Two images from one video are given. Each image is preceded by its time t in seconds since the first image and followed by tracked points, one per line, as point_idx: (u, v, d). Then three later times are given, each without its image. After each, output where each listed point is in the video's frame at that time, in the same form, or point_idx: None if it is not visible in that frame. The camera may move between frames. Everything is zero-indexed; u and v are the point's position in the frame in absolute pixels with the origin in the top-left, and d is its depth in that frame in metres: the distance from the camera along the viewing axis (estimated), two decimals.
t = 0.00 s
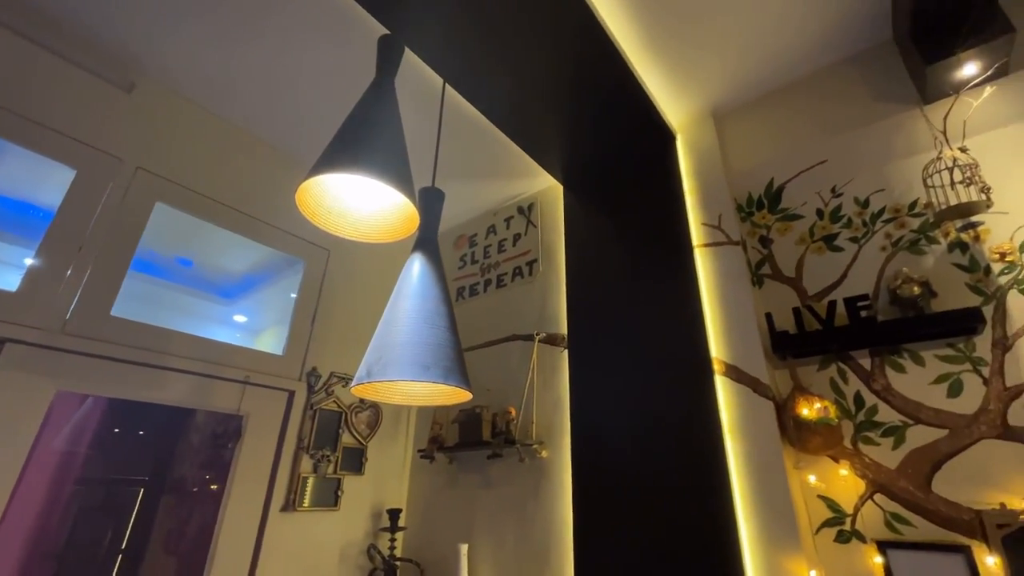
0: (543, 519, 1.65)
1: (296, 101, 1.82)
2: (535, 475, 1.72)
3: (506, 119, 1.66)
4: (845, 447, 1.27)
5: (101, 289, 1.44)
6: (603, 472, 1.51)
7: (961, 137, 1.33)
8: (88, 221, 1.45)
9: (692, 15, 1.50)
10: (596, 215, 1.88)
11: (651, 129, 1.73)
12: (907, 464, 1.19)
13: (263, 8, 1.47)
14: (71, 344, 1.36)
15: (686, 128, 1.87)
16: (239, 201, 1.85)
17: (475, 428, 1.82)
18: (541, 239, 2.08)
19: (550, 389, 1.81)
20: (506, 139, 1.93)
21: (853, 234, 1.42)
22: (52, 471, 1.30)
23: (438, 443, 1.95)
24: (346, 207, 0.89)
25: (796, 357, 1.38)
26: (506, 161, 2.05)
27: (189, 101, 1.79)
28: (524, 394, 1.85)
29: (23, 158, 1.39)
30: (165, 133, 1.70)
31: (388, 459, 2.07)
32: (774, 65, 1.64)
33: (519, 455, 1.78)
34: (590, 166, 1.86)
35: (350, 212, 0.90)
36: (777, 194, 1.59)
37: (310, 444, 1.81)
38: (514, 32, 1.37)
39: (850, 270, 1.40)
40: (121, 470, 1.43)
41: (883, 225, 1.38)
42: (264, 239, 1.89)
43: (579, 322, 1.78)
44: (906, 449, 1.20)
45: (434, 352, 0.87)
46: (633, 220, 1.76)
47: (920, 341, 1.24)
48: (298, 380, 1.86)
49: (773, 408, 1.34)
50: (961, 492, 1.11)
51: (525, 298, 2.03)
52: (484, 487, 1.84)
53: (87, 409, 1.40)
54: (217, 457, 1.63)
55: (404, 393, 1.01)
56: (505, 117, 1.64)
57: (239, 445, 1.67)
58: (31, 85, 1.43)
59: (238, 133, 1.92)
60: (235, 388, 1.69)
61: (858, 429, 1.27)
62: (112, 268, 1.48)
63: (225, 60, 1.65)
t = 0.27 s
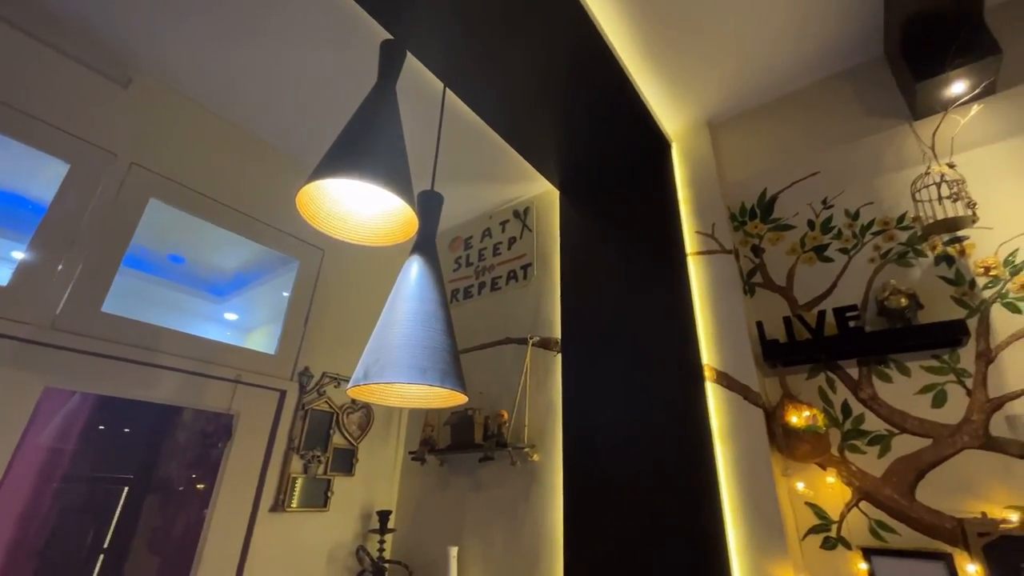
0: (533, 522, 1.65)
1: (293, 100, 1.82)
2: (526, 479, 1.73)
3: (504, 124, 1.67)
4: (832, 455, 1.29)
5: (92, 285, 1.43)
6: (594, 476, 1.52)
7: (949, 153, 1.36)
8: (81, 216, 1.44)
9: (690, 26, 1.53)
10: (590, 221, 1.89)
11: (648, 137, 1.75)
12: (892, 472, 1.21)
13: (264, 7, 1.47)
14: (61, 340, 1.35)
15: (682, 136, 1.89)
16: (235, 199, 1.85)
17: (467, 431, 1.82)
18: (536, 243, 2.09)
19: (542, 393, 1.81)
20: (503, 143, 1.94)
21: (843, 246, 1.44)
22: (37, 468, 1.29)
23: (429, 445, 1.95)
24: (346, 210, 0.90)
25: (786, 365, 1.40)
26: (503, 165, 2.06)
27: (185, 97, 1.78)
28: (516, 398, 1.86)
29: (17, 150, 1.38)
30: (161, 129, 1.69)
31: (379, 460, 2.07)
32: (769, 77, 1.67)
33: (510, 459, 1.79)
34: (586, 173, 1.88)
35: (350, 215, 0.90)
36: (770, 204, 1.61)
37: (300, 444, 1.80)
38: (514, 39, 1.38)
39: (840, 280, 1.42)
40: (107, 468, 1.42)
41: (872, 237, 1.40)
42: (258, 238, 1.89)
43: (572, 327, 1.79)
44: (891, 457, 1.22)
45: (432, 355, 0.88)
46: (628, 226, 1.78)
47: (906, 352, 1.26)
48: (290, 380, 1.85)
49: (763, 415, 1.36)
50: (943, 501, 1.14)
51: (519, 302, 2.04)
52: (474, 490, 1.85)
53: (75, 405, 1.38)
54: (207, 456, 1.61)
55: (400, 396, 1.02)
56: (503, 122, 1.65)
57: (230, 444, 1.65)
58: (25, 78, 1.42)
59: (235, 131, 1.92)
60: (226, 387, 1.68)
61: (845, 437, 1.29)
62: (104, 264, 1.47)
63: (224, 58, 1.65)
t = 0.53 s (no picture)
0: (521, 530, 1.66)
1: (291, 102, 1.82)
2: (515, 485, 1.73)
3: (502, 132, 1.69)
4: (817, 467, 1.32)
5: (84, 283, 1.42)
6: (583, 484, 1.53)
7: (936, 175, 1.40)
8: (74, 213, 1.43)
9: (687, 43, 1.56)
10: (585, 230, 1.91)
11: (643, 149, 1.78)
12: (875, 486, 1.23)
13: (266, 10, 1.48)
14: (50, 338, 1.33)
15: (676, 149, 1.92)
16: (230, 199, 1.84)
17: (457, 436, 1.83)
18: (530, 250, 2.11)
19: (533, 400, 1.82)
20: (500, 151, 1.95)
21: (831, 261, 1.47)
22: (22, 466, 1.27)
23: (419, 449, 1.94)
24: (344, 218, 0.91)
25: (773, 378, 1.43)
26: (499, 172, 2.07)
27: (183, 95, 1.78)
28: (507, 404, 1.86)
29: (10, 145, 1.37)
30: (157, 127, 1.69)
31: (368, 464, 2.06)
32: (762, 94, 1.71)
33: (500, 465, 1.79)
34: (581, 182, 1.90)
35: (348, 223, 0.91)
36: (761, 219, 1.64)
37: (289, 447, 1.79)
38: (514, 49, 1.40)
39: (827, 296, 1.45)
40: (92, 468, 1.40)
41: (860, 254, 1.44)
42: (252, 238, 1.88)
43: (564, 334, 1.80)
44: (875, 471, 1.25)
45: (424, 363, 0.88)
46: (621, 236, 1.80)
47: (891, 368, 1.29)
48: (281, 382, 1.84)
49: (750, 427, 1.38)
50: (924, 515, 1.16)
51: (512, 309, 2.05)
52: (463, 495, 1.85)
53: (61, 403, 1.37)
54: (194, 457, 1.60)
55: (392, 402, 1.02)
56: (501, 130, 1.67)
57: (217, 446, 1.64)
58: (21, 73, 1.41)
59: (232, 131, 1.91)
60: (216, 388, 1.67)
61: (830, 450, 1.31)
62: (96, 261, 1.46)
63: (224, 58, 1.65)
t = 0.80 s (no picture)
0: (512, 536, 1.66)
1: (291, 104, 1.82)
2: (507, 491, 1.73)
3: (501, 139, 1.70)
4: (806, 479, 1.33)
5: (76, 280, 1.41)
6: (574, 492, 1.53)
7: (926, 192, 1.42)
8: (69, 210, 1.42)
9: (685, 56, 1.58)
10: (580, 238, 1.92)
11: (640, 159, 1.79)
12: (863, 498, 1.24)
13: (269, 12, 1.49)
14: (41, 336, 1.32)
15: (673, 160, 1.94)
16: (226, 199, 1.84)
17: (450, 442, 1.83)
18: (526, 257, 2.12)
19: (526, 407, 1.83)
20: (498, 157, 1.96)
21: (823, 275, 1.49)
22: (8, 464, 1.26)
23: (410, 454, 1.94)
24: (343, 223, 0.92)
25: (765, 389, 1.44)
26: (496, 178, 2.08)
27: (181, 94, 1.78)
28: (500, 410, 1.86)
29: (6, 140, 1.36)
30: (155, 126, 1.68)
31: (359, 468, 2.05)
32: (757, 108, 1.73)
33: (491, 471, 1.79)
34: (578, 191, 1.91)
35: (346, 227, 0.92)
36: (755, 231, 1.66)
37: (280, 449, 1.78)
38: (515, 58, 1.41)
39: (819, 309, 1.47)
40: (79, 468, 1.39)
41: (851, 269, 1.46)
42: (248, 239, 1.88)
43: (558, 341, 1.80)
44: (863, 483, 1.26)
45: (418, 370, 0.88)
46: (617, 245, 1.81)
47: (880, 382, 1.31)
48: (273, 384, 1.83)
49: (741, 437, 1.39)
50: (910, 528, 1.17)
51: (506, 315, 2.06)
52: (453, 501, 1.84)
53: (49, 401, 1.35)
54: (184, 458, 1.59)
55: (385, 408, 1.02)
56: (500, 137, 1.68)
57: (207, 448, 1.63)
58: (19, 68, 1.40)
59: (230, 131, 1.91)
60: (208, 389, 1.65)
61: (820, 462, 1.33)
62: (90, 259, 1.45)
63: (224, 58, 1.65)
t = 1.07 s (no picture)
0: (501, 547, 1.65)
1: (291, 108, 1.83)
2: (498, 501, 1.73)
3: (500, 149, 1.71)
4: (795, 494, 1.34)
5: (69, 280, 1.40)
6: (565, 503, 1.53)
7: (916, 214, 1.45)
8: (65, 209, 1.42)
9: (683, 73, 1.60)
10: (576, 249, 1.94)
11: (637, 173, 1.81)
12: (851, 515, 1.26)
13: (273, 17, 1.50)
14: (32, 335, 1.31)
15: (669, 174, 1.96)
16: (223, 201, 1.83)
17: (441, 450, 1.82)
18: (522, 266, 2.13)
19: (518, 416, 1.83)
20: (496, 167, 1.98)
21: (815, 292, 1.51)
22: None
23: (401, 462, 1.93)
24: (343, 231, 0.92)
25: (756, 404, 1.45)
26: (494, 187, 2.09)
27: (181, 96, 1.78)
28: (493, 419, 1.86)
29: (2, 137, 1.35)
30: (154, 127, 1.68)
31: (349, 475, 2.04)
32: (753, 126, 1.76)
33: (482, 480, 1.79)
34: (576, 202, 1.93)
35: (347, 235, 0.92)
36: (749, 247, 1.68)
37: (270, 454, 1.77)
38: (516, 70, 1.43)
39: (811, 326, 1.49)
40: (65, 471, 1.37)
41: (843, 287, 1.48)
42: (244, 241, 1.87)
43: (551, 352, 1.81)
44: (851, 500, 1.27)
45: (412, 381, 0.88)
46: (613, 257, 1.82)
47: (870, 400, 1.32)
48: (265, 388, 1.82)
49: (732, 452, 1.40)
50: (898, 546, 1.19)
51: (501, 323, 2.06)
52: (444, 510, 1.84)
53: (39, 401, 1.33)
54: (172, 462, 1.57)
55: (377, 417, 1.02)
56: (500, 147, 1.70)
57: (196, 452, 1.61)
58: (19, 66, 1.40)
59: (229, 133, 1.91)
60: (199, 392, 1.64)
61: (809, 478, 1.34)
62: (84, 259, 1.44)
63: (226, 61, 1.65)
